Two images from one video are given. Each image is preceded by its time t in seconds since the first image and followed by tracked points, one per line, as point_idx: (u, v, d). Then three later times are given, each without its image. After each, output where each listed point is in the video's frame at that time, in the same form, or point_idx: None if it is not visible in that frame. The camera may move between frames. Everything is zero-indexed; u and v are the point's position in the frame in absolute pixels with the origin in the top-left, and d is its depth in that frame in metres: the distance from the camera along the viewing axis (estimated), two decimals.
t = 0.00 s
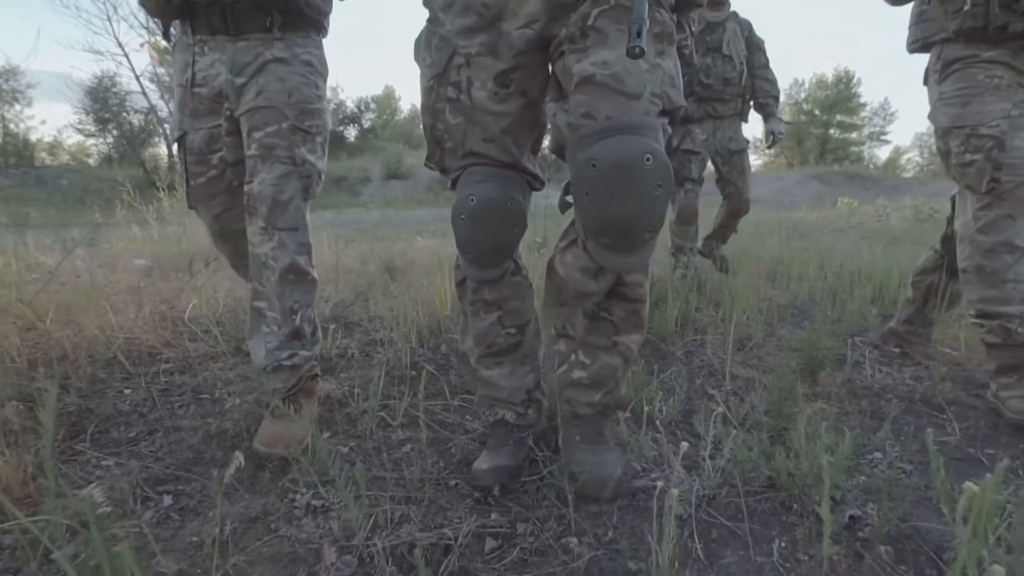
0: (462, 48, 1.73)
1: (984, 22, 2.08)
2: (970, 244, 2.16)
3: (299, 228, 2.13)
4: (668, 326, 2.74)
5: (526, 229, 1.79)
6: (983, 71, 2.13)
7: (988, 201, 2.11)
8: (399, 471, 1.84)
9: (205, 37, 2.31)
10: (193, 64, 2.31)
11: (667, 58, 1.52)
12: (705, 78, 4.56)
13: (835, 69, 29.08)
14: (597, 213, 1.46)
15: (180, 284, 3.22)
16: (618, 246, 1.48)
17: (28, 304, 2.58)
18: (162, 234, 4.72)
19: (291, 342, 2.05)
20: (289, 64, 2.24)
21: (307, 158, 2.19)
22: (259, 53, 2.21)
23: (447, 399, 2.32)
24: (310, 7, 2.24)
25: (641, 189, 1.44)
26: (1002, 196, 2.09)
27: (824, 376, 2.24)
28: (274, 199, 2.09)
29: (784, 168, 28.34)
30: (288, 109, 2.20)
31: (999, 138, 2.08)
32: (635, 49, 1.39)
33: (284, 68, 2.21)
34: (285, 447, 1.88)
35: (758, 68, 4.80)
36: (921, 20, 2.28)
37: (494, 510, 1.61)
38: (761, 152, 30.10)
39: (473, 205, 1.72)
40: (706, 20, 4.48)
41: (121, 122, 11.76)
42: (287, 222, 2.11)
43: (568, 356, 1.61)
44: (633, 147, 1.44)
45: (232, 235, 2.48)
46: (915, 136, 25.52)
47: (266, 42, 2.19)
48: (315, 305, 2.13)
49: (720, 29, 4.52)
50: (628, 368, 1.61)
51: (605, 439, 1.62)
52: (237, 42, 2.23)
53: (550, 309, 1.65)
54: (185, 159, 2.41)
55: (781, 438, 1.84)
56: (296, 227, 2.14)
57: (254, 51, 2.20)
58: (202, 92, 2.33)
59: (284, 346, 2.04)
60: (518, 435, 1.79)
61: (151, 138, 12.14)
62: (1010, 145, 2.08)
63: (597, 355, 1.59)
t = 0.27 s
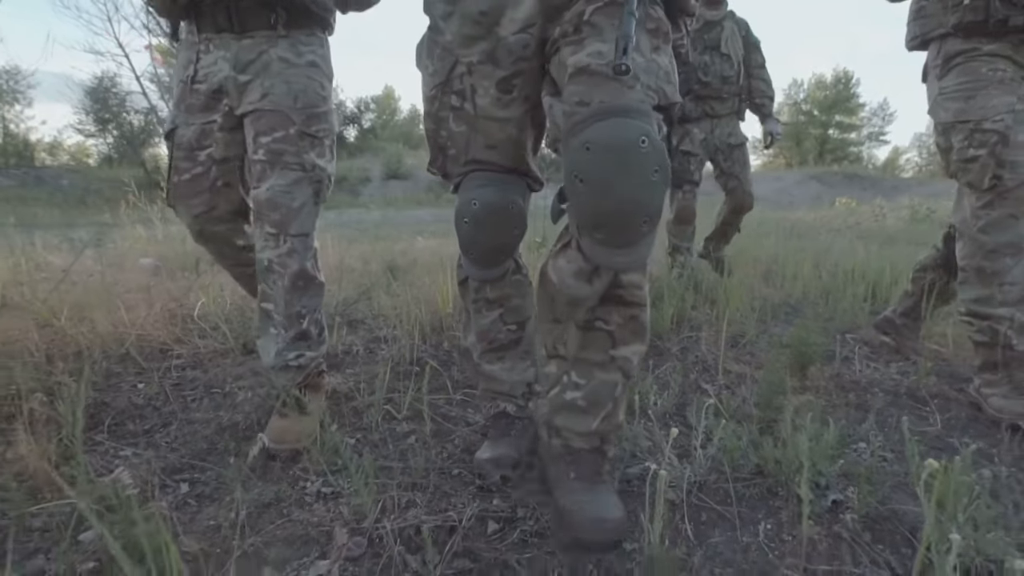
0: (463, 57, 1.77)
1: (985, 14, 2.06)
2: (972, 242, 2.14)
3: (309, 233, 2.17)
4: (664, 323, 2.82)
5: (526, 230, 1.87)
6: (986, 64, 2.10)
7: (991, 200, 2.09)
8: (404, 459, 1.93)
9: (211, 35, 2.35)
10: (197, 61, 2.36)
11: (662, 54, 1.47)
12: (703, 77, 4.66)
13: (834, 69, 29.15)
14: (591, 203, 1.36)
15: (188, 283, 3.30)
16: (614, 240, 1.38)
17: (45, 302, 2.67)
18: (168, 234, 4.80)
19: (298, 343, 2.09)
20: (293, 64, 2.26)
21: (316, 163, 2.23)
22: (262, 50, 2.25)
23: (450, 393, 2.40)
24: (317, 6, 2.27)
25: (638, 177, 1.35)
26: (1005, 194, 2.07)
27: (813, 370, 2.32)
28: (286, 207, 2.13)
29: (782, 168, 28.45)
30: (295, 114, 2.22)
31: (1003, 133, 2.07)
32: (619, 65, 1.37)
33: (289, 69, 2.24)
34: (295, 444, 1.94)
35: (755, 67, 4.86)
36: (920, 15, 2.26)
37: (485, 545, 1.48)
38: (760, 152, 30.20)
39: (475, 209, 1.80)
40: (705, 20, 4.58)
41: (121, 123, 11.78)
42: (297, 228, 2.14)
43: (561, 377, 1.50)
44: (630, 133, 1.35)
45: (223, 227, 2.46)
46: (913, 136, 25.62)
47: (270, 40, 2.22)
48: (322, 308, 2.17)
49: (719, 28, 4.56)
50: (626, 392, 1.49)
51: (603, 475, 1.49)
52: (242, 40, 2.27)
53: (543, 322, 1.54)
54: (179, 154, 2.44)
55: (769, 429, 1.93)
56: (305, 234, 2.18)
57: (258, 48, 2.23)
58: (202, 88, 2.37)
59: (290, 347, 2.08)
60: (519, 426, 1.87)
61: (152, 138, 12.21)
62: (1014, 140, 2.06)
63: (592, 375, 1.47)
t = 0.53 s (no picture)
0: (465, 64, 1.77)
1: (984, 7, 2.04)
2: (964, 247, 2.14)
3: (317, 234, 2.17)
4: (661, 320, 2.91)
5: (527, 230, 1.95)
6: (987, 63, 2.08)
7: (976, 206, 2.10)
8: (410, 449, 2.01)
9: (214, 34, 2.34)
10: (198, 56, 2.33)
11: (659, 61, 1.42)
12: (702, 77, 4.66)
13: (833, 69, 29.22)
14: (581, 202, 1.29)
15: (196, 281, 3.37)
16: (606, 241, 1.30)
17: (58, 300, 2.75)
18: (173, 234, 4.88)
19: (304, 341, 2.13)
20: (301, 67, 2.25)
21: (321, 165, 2.23)
22: (266, 50, 2.22)
23: (452, 387, 2.49)
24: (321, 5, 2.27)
25: (630, 173, 1.27)
26: (998, 200, 2.07)
27: (803, 365, 2.39)
28: (294, 208, 2.14)
29: (781, 168, 28.56)
30: (298, 116, 2.21)
31: (999, 138, 2.06)
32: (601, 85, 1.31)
33: (296, 72, 2.23)
34: (302, 440, 2.01)
35: (752, 68, 4.94)
36: (918, 11, 2.23)
37: None
38: (759, 152, 30.31)
39: (478, 213, 1.88)
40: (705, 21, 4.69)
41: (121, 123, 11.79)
42: (304, 231, 2.15)
43: (553, 401, 1.35)
44: (621, 128, 1.29)
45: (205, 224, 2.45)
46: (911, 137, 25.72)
47: (273, 39, 2.21)
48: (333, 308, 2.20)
49: (718, 28, 4.62)
50: (627, 414, 1.34)
51: (602, 517, 1.33)
52: (246, 39, 2.26)
53: (534, 340, 1.41)
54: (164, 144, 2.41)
55: (760, 421, 2.00)
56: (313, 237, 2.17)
57: (262, 48, 2.22)
58: (199, 84, 2.34)
59: (297, 345, 2.11)
60: (520, 417, 1.96)
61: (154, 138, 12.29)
62: (1009, 146, 2.06)
63: (588, 397, 1.32)
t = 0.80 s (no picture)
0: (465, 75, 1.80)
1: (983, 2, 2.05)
2: (952, 247, 2.19)
3: (322, 234, 2.22)
4: (657, 318, 2.98)
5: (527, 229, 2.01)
6: (986, 63, 2.11)
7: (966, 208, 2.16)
8: (413, 440, 2.08)
9: (217, 33, 2.34)
10: (200, 50, 2.35)
11: (654, 74, 1.42)
12: (702, 78, 4.63)
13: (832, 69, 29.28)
14: (571, 209, 1.29)
15: (203, 279, 3.45)
16: (598, 247, 1.29)
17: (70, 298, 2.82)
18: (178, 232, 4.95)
19: (313, 337, 2.20)
20: (304, 69, 2.28)
21: (325, 166, 2.26)
22: (269, 50, 2.25)
23: (454, 382, 2.56)
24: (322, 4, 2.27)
25: (619, 179, 1.27)
26: (986, 203, 2.13)
27: (795, 361, 2.46)
28: (301, 207, 2.20)
29: (780, 168, 28.65)
30: (301, 118, 2.26)
31: (993, 142, 2.12)
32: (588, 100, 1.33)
33: (297, 75, 2.26)
34: (309, 432, 2.07)
35: (750, 70, 5.01)
36: (915, 7, 2.26)
37: None
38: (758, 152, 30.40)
39: (478, 216, 1.95)
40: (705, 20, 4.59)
41: (121, 124, 11.80)
42: (311, 232, 2.20)
43: (548, 420, 1.32)
44: (610, 135, 1.29)
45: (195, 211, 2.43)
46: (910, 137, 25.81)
47: (276, 40, 2.25)
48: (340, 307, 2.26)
49: (718, 29, 4.62)
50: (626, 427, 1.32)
51: (601, 548, 1.28)
52: (249, 39, 2.29)
53: (529, 357, 1.40)
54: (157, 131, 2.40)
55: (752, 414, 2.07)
56: (319, 236, 2.23)
57: (265, 48, 2.24)
58: (201, 77, 2.34)
59: (304, 341, 2.18)
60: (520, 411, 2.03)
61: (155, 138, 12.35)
62: (1001, 149, 2.12)
63: (584, 413, 1.29)
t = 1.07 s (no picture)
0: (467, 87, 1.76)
1: None
2: (936, 247, 2.29)
3: (328, 235, 2.30)
4: (653, 316, 3.07)
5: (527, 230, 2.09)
6: (977, 68, 2.18)
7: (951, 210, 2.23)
8: (417, 432, 2.16)
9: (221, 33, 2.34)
10: (202, 48, 2.34)
11: (643, 95, 1.41)
12: (703, 80, 4.73)
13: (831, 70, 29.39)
14: (560, 231, 1.30)
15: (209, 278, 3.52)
16: (588, 268, 1.30)
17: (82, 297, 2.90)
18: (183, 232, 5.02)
19: (320, 335, 2.27)
20: (307, 72, 2.30)
21: (330, 168, 2.32)
22: (272, 52, 2.27)
23: (456, 377, 2.64)
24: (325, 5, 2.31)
25: (608, 201, 1.28)
26: (966, 207, 2.21)
27: (787, 358, 2.53)
28: (308, 208, 2.26)
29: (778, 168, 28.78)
30: (306, 120, 2.29)
31: (978, 147, 2.20)
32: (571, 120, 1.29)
33: (302, 78, 2.29)
34: (319, 424, 2.16)
35: (748, 73, 5.10)
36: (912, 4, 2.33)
37: None
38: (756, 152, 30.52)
39: (477, 223, 2.00)
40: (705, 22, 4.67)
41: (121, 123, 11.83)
42: (319, 232, 2.27)
43: (543, 438, 1.33)
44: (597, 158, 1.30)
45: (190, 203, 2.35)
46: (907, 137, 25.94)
47: (280, 42, 2.27)
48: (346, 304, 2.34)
49: (719, 32, 4.70)
50: (619, 445, 1.32)
51: (597, 569, 1.27)
52: (253, 41, 2.30)
53: (527, 375, 1.42)
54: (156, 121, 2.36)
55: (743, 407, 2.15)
56: (326, 236, 2.30)
57: (269, 50, 2.26)
58: (203, 75, 2.33)
59: (312, 339, 2.26)
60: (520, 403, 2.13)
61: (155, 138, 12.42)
62: (987, 155, 2.20)
63: (578, 431, 1.30)
